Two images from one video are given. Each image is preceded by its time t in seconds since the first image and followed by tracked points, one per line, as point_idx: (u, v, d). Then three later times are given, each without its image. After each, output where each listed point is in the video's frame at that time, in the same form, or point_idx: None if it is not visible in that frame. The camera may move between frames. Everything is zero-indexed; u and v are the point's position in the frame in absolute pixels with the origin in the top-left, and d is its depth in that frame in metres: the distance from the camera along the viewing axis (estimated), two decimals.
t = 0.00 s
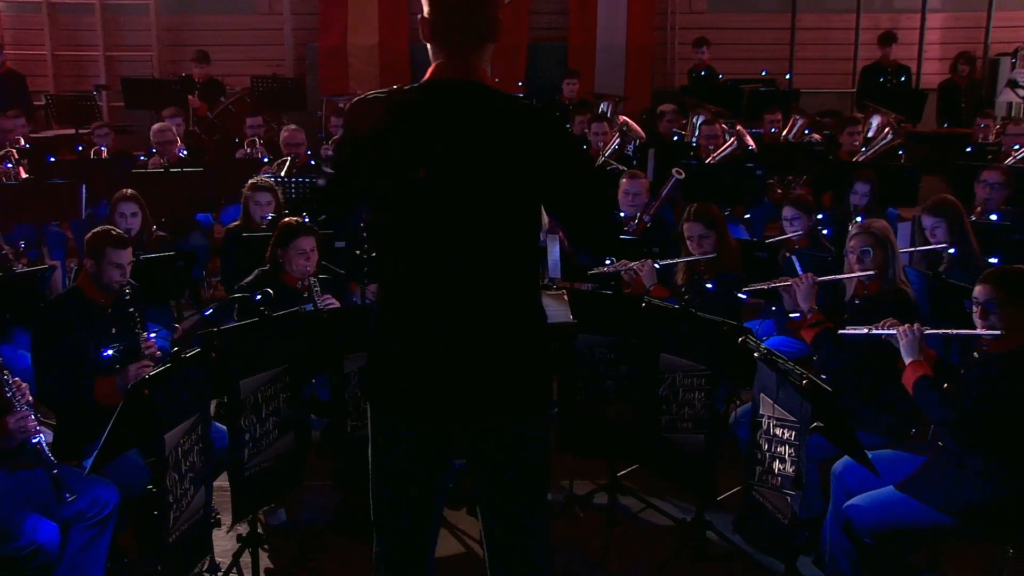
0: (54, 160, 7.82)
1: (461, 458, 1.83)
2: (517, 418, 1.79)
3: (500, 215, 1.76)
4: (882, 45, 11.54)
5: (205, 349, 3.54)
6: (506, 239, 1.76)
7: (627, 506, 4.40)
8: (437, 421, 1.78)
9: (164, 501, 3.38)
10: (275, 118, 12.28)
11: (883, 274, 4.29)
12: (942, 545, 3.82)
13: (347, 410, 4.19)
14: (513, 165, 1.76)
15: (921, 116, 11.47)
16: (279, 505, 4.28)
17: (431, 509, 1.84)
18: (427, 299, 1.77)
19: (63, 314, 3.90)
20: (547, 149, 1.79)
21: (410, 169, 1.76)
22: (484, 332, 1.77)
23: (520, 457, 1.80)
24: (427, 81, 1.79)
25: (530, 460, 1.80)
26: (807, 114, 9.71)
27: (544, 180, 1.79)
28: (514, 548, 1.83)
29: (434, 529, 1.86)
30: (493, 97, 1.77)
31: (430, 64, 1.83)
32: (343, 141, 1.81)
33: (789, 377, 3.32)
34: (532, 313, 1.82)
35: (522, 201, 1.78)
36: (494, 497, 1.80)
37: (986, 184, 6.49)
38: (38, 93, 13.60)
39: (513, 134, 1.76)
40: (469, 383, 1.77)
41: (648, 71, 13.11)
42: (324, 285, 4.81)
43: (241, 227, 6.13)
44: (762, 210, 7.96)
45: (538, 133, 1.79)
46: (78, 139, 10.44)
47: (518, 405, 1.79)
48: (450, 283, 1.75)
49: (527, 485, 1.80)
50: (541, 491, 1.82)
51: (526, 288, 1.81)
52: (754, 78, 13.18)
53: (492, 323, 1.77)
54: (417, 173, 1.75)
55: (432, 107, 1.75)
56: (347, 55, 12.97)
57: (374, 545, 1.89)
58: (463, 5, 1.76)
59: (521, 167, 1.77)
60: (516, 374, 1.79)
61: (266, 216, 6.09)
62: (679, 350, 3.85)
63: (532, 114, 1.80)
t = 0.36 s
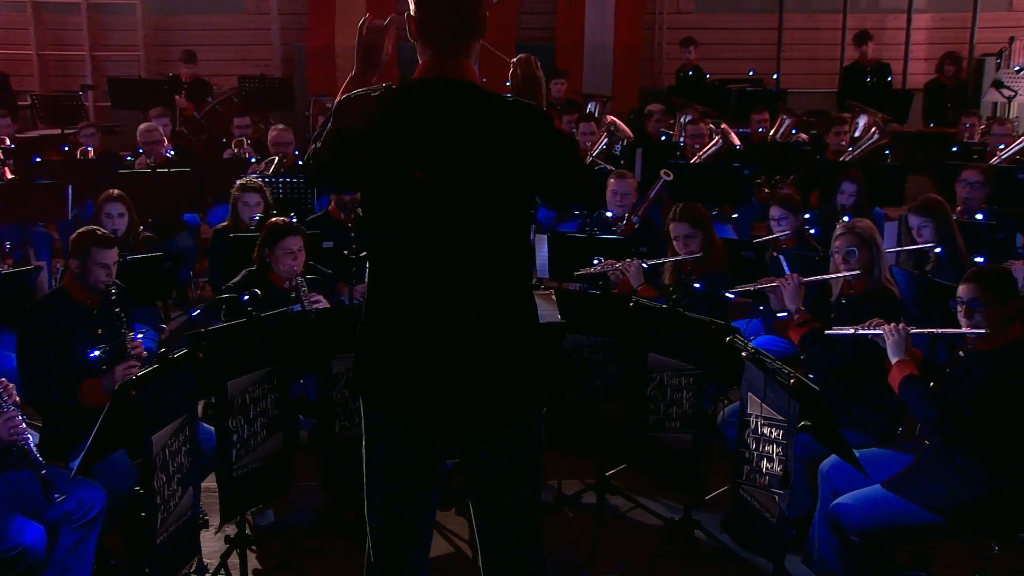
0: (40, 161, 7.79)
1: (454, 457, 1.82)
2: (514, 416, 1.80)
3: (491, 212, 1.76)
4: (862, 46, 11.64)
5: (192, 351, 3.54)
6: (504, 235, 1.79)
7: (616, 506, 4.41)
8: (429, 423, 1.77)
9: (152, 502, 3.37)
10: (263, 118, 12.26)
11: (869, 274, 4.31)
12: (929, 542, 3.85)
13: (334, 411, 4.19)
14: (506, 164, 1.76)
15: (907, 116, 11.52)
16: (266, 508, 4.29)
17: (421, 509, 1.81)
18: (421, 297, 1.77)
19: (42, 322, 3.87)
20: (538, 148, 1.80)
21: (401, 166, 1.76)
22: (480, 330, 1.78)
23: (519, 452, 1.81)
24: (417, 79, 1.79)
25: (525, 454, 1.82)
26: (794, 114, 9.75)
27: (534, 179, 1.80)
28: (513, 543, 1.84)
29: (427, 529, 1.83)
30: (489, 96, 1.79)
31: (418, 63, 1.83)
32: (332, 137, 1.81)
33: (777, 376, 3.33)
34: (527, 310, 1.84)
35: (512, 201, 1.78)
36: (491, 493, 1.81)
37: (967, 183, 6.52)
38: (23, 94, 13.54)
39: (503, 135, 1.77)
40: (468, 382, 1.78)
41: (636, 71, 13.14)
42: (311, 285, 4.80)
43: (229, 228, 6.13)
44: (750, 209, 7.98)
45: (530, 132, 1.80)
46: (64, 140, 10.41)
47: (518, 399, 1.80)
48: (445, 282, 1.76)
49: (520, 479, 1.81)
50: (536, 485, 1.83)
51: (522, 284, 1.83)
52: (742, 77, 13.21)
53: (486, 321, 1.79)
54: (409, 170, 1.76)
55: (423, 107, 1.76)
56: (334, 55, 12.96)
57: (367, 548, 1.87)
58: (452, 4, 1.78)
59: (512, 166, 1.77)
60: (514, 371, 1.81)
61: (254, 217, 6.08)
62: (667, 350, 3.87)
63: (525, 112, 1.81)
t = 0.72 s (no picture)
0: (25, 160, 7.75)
1: (452, 454, 1.87)
2: (513, 414, 1.85)
3: (490, 212, 1.78)
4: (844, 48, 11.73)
5: (180, 352, 3.53)
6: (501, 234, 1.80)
7: (604, 505, 4.42)
8: (428, 422, 1.83)
9: (139, 503, 3.35)
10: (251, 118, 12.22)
11: (857, 274, 4.31)
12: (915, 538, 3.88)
13: (323, 412, 4.17)
14: (504, 165, 1.78)
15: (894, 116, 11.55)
16: (254, 509, 4.29)
17: (419, 505, 1.88)
18: (420, 296, 1.80)
19: (25, 327, 3.83)
20: (535, 148, 1.80)
21: (401, 168, 1.78)
22: (479, 330, 1.81)
23: (516, 450, 1.86)
24: (413, 82, 1.80)
25: (521, 451, 1.87)
26: (781, 114, 9.76)
27: (530, 179, 1.80)
28: (509, 538, 1.90)
29: (425, 522, 1.90)
30: (487, 97, 1.80)
31: (417, 65, 1.85)
32: (333, 139, 1.83)
33: (765, 376, 3.34)
34: (524, 308, 1.86)
35: (510, 201, 1.79)
36: (487, 490, 1.87)
37: (952, 182, 6.53)
38: (8, 93, 13.47)
39: (499, 136, 1.78)
40: (470, 382, 1.82)
41: (624, 71, 13.15)
42: (299, 286, 4.79)
43: (217, 229, 6.10)
44: (737, 208, 7.99)
45: (527, 133, 1.80)
46: (50, 139, 10.35)
47: (515, 398, 1.85)
48: (445, 282, 1.79)
49: (516, 476, 1.87)
50: (532, 481, 1.89)
51: (521, 283, 1.86)
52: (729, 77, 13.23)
53: (485, 321, 1.82)
54: (407, 171, 1.78)
55: (420, 109, 1.78)
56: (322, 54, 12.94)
57: (362, 546, 1.92)
58: (448, 6, 1.79)
59: (510, 166, 1.78)
60: (514, 370, 1.85)
61: (242, 219, 6.06)
62: (656, 349, 3.87)
63: (523, 112, 1.82)
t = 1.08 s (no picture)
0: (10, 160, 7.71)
1: (441, 454, 1.87)
2: (504, 414, 1.85)
3: (481, 211, 1.79)
4: (828, 49, 11.78)
5: (167, 353, 3.52)
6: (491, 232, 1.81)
7: (592, 505, 4.42)
8: (417, 423, 1.82)
9: (125, 504, 3.34)
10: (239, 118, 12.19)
11: (846, 273, 4.34)
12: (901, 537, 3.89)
13: (311, 412, 4.17)
14: (497, 164, 1.80)
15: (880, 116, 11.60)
16: (241, 510, 4.28)
17: (407, 504, 1.88)
18: (418, 297, 1.79)
19: (16, 332, 3.83)
20: (523, 148, 1.82)
21: (390, 166, 1.77)
22: (468, 329, 1.81)
23: (506, 451, 1.86)
24: (396, 82, 1.80)
25: (509, 451, 1.87)
26: (769, 113, 9.78)
27: (522, 179, 1.82)
28: (498, 538, 1.90)
29: (412, 523, 1.90)
30: (472, 96, 1.80)
31: (396, 66, 1.84)
32: (315, 140, 1.82)
33: (753, 375, 3.35)
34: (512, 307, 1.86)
35: (502, 201, 1.81)
36: (476, 490, 1.87)
37: (942, 183, 6.54)
38: None
39: (486, 137, 1.79)
40: (465, 381, 1.82)
41: (613, 70, 13.16)
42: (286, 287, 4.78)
43: (205, 229, 6.08)
44: (725, 208, 8.01)
45: (515, 134, 1.81)
46: (35, 140, 10.30)
47: (507, 398, 1.85)
48: (438, 281, 1.79)
49: (505, 475, 1.87)
50: (520, 480, 1.89)
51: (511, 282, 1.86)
52: (717, 77, 13.26)
53: (471, 319, 1.81)
54: (400, 170, 1.77)
55: (407, 109, 1.77)
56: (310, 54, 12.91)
57: (349, 547, 1.92)
58: (426, 5, 1.78)
59: (499, 166, 1.79)
60: (504, 369, 1.85)
61: (230, 219, 6.05)
62: (643, 349, 3.88)
63: (509, 111, 1.82)
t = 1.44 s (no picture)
0: None
1: (426, 454, 1.86)
2: (487, 412, 1.84)
3: (463, 210, 1.79)
4: (815, 49, 11.82)
5: (154, 354, 3.50)
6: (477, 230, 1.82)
7: (581, 505, 4.42)
8: (401, 422, 1.81)
9: (112, 506, 3.31)
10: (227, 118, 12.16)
11: (834, 272, 4.36)
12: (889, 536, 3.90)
13: (300, 413, 4.16)
14: (483, 162, 1.80)
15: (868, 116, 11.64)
16: (230, 511, 4.27)
17: (394, 505, 1.86)
18: (420, 296, 1.79)
19: (7, 336, 3.83)
20: (500, 146, 1.82)
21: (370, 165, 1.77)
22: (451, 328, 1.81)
23: (490, 451, 1.86)
24: (365, 83, 1.79)
25: (495, 450, 1.86)
26: (756, 113, 9.80)
27: (501, 178, 1.82)
28: (485, 538, 1.89)
29: (400, 523, 1.89)
30: (448, 94, 1.79)
31: (363, 67, 1.83)
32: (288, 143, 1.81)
33: (741, 374, 3.35)
34: (494, 305, 1.86)
35: (481, 199, 1.82)
36: (461, 491, 1.86)
37: (933, 184, 6.57)
38: None
39: (464, 135, 1.79)
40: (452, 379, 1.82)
41: (601, 70, 13.18)
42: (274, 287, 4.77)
43: (192, 229, 6.06)
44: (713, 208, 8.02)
45: (501, 133, 1.82)
46: (22, 140, 10.26)
47: (496, 395, 1.86)
48: (422, 279, 1.78)
49: (491, 475, 1.86)
50: (507, 480, 1.88)
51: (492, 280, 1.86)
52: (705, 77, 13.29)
53: (452, 317, 1.81)
54: (384, 169, 1.77)
55: (384, 108, 1.76)
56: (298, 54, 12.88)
57: (335, 545, 1.91)
58: (397, 5, 1.77)
59: (478, 165, 1.80)
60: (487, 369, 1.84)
61: (217, 219, 6.03)
62: (631, 349, 3.89)
63: (487, 108, 1.82)
